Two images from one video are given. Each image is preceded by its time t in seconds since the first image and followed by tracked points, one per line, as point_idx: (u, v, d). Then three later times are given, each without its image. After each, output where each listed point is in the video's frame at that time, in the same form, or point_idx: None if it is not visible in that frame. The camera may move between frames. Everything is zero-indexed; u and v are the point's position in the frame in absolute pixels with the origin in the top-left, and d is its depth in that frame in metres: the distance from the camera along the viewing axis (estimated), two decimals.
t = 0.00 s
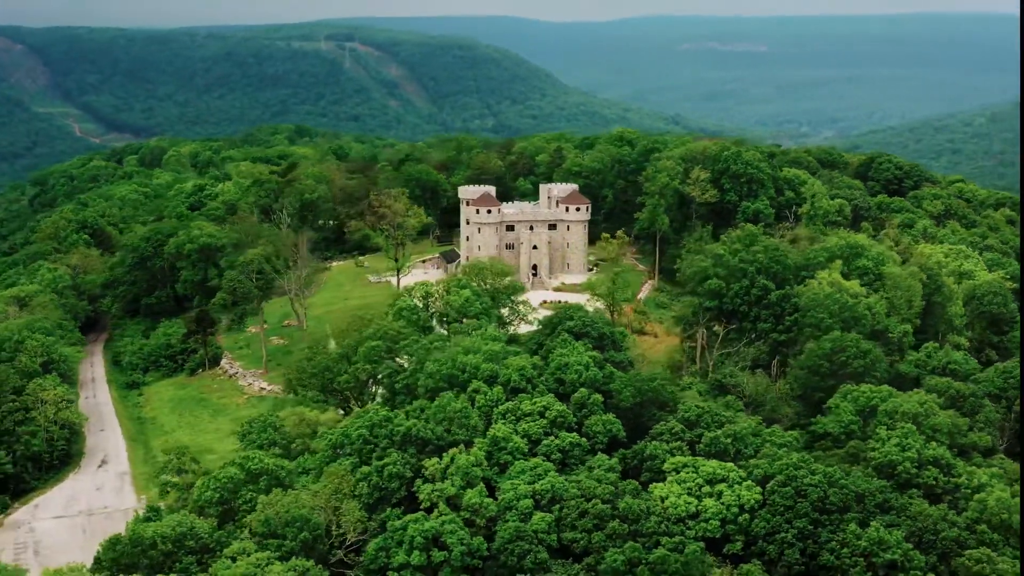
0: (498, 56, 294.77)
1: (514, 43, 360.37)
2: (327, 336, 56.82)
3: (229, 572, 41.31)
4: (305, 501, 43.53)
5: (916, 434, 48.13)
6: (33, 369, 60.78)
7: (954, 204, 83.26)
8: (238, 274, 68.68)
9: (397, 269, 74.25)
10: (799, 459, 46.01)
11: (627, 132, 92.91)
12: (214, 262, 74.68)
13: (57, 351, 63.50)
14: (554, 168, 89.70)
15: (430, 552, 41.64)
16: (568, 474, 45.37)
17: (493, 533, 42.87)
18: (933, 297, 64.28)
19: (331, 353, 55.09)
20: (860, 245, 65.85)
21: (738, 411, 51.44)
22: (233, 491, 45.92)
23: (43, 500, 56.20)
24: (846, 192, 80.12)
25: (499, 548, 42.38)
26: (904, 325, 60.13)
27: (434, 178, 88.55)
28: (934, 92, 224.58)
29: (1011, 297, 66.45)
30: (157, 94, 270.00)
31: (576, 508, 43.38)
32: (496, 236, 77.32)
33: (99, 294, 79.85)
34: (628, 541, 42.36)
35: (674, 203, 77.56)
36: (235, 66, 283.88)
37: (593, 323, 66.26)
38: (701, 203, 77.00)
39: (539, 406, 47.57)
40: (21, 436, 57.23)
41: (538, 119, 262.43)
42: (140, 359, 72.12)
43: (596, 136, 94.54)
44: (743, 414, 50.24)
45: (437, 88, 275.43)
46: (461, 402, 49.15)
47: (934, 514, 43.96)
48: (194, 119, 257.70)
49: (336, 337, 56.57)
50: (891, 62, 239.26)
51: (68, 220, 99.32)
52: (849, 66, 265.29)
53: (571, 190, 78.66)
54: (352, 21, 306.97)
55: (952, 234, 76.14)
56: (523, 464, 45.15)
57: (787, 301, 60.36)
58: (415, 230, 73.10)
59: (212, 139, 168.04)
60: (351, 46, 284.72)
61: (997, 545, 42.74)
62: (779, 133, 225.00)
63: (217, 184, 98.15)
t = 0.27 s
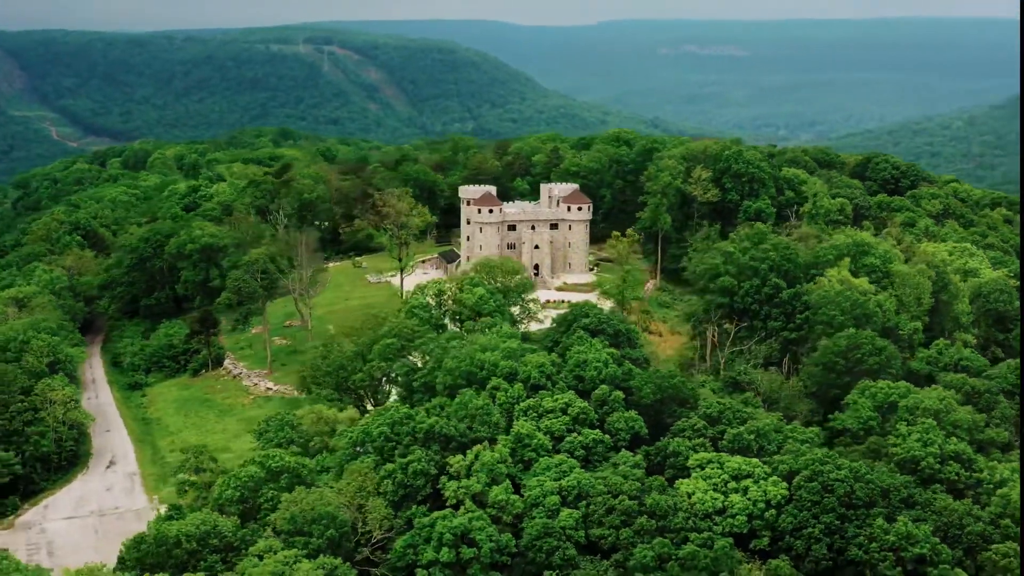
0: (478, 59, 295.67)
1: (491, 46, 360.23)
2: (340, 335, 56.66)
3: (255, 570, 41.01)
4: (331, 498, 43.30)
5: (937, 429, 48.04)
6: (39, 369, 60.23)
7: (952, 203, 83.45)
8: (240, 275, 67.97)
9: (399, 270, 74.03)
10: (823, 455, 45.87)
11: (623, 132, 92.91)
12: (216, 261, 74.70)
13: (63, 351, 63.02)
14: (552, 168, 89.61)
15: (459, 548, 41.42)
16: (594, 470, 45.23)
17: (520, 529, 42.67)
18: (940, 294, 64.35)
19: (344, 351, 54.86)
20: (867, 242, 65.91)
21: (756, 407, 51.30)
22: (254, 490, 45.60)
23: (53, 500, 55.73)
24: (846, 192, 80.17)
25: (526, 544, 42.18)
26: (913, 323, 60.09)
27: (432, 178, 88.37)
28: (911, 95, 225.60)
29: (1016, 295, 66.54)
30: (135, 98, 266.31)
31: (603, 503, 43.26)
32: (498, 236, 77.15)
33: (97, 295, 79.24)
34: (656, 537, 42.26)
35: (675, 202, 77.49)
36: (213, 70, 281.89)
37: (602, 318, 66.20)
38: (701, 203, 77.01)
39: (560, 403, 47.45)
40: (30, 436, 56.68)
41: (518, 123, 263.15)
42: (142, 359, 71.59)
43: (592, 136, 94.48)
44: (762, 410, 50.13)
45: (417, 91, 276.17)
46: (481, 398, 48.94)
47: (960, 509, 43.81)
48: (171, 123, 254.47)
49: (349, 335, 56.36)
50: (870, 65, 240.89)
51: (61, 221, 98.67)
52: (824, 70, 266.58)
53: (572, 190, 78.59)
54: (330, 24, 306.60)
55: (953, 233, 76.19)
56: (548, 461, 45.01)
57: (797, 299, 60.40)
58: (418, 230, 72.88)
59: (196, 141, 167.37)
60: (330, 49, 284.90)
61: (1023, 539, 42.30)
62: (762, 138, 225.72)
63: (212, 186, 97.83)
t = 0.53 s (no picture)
0: (452, 62, 296.54)
1: (464, 49, 359.81)
2: (356, 332, 56.38)
3: (289, 567, 40.68)
4: (362, 495, 43.07)
5: (961, 424, 48.06)
6: (48, 368, 59.59)
7: (950, 202, 83.77)
8: (246, 275, 67.56)
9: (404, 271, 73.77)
10: (851, 450, 45.80)
11: (619, 132, 92.89)
12: (219, 261, 74.59)
13: (71, 350, 62.43)
14: (548, 168, 89.51)
15: (493, 544, 41.25)
16: (624, 465, 45.09)
17: (553, 525, 42.47)
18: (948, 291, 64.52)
19: (362, 349, 54.56)
20: (874, 239, 66.04)
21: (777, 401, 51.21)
22: (280, 488, 45.26)
23: (65, 501, 55.21)
24: (846, 190, 80.32)
25: (560, 540, 41.99)
26: (925, 319, 60.19)
27: (429, 179, 88.13)
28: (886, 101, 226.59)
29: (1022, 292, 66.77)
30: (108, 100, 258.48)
31: (636, 499, 43.11)
32: (500, 235, 76.97)
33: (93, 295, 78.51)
34: (690, 532, 42.12)
35: (677, 201, 77.48)
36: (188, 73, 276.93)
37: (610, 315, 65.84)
38: (703, 201, 77.02)
39: (586, 399, 47.29)
40: (42, 436, 55.90)
41: (494, 126, 263.78)
42: (145, 359, 71.06)
43: (587, 137, 94.46)
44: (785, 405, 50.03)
45: (392, 95, 276.97)
46: (505, 394, 48.76)
47: (990, 503, 43.80)
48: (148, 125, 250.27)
49: (365, 332, 56.06)
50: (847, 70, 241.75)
51: (51, 222, 97.90)
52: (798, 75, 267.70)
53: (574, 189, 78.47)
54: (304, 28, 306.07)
55: (954, 230, 76.42)
56: (577, 456, 44.82)
57: (809, 296, 60.45)
58: (422, 228, 72.61)
59: (178, 143, 166.46)
60: (305, 53, 285.39)
61: None
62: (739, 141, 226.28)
63: (204, 187, 97.31)
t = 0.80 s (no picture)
0: (431, 66, 296.51)
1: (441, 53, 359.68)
2: (368, 329, 56.16)
3: (318, 564, 40.41)
4: (388, 492, 42.86)
5: (984, 418, 48.02)
6: (56, 368, 59.06)
7: (948, 201, 84.00)
8: (251, 275, 67.21)
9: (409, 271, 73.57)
10: (875, 445, 45.72)
11: (616, 132, 92.87)
12: (221, 263, 76.68)
13: (77, 350, 61.99)
14: (546, 169, 89.42)
15: (523, 540, 41.04)
16: (649, 461, 44.96)
17: (582, 521, 42.31)
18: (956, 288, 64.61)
19: (376, 347, 54.32)
20: (881, 237, 66.14)
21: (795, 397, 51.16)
22: (302, 485, 45.01)
23: (77, 501, 54.81)
24: (847, 189, 80.42)
25: (590, 536, 41.85)
26: (936, 316, 60.23)
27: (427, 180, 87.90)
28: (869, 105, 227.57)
29: None
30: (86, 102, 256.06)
31: (663, 495, 43.00)
32: (502, 234, 76.73)
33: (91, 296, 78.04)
34: (719, 527, 42.02)
35: (679, 200, 77.44)
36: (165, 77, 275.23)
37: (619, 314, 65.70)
38: (705, 200, 77.02)
39: (609, 395, 47.13)
40: (53, 435, 55.38)
41: (474, 129, 263.80)
42: (148, 359, 70.64)
43: (583, 138, 94.40)
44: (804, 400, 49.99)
45: (371, 98, 276.66)
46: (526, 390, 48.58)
47: (1017, 496, 43.71)
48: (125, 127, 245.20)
49: (378, 330, 55.88)
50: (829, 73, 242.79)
51: (44, 223, 97.32)
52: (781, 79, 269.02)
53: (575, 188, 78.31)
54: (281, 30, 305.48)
55: (955, 229, 76.61)
56: (602, 452, 44.69)
57: (820, 293, 60.48)
58: (426, 228, 72.38)
59: (159, 146, 165.69)
60: (283, 56, 284.79)
61: None
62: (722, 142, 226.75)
63: (199, 188, 96.88)
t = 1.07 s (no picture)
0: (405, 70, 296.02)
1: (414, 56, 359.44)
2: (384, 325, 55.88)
3: (353, 560, 40.10)
4: (420, 488, 42.60)
5: (1009, 412, 48.01)
6: (66, 367, 58.45)
7: (945, 200, 84.25)
8: (257, 274, 66.80)
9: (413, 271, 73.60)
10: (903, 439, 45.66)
11: (612, 131, 92.81)
12: (223, 260, 76.97)
13: (85, 349, 61.43)
14: (543, 168, 89.29)
15: (559, 534, 40.84)
16: (678, 456, 44.84)
17: (616, 516, 42.13)
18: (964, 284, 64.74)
19: (394, 343, 54.02)
20: (889, 234, 66.25)
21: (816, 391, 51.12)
22: (330, 481, 44.65)
23: (91, 501, 54.25)
24: (846, 188, 80.54)
25: (624, 530, 41.68)
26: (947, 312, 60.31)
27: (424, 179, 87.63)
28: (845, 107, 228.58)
29: None
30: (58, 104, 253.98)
31: (696, 489, 42.87)
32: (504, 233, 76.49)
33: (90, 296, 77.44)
34: (753, 521, 41.91)
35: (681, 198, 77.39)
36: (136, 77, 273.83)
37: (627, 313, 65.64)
38: (707, 198, 77.00)
39: (635, 389, 46.98)
40: (65, 435, 54.81)
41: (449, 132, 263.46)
42: (151, 359, 70.10)
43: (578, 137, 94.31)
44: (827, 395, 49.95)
45: (346, 102, 275.94)
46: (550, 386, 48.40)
47: None
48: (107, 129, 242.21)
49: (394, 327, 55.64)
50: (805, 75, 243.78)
51: (35, 225, 96.59)
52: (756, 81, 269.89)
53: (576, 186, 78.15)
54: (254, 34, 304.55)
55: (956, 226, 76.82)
56: (632, 447, 44.54)
57: (833, 289, 60.52)
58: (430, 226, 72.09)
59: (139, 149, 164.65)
60: (257, 59, 283.75)
61: None
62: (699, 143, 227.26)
63: (192, 188, 96.35)
